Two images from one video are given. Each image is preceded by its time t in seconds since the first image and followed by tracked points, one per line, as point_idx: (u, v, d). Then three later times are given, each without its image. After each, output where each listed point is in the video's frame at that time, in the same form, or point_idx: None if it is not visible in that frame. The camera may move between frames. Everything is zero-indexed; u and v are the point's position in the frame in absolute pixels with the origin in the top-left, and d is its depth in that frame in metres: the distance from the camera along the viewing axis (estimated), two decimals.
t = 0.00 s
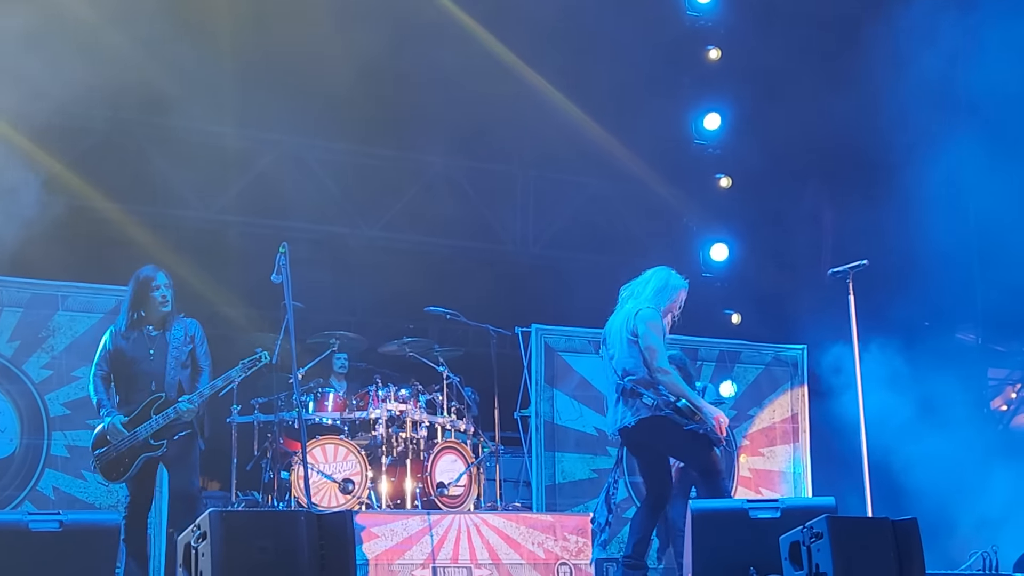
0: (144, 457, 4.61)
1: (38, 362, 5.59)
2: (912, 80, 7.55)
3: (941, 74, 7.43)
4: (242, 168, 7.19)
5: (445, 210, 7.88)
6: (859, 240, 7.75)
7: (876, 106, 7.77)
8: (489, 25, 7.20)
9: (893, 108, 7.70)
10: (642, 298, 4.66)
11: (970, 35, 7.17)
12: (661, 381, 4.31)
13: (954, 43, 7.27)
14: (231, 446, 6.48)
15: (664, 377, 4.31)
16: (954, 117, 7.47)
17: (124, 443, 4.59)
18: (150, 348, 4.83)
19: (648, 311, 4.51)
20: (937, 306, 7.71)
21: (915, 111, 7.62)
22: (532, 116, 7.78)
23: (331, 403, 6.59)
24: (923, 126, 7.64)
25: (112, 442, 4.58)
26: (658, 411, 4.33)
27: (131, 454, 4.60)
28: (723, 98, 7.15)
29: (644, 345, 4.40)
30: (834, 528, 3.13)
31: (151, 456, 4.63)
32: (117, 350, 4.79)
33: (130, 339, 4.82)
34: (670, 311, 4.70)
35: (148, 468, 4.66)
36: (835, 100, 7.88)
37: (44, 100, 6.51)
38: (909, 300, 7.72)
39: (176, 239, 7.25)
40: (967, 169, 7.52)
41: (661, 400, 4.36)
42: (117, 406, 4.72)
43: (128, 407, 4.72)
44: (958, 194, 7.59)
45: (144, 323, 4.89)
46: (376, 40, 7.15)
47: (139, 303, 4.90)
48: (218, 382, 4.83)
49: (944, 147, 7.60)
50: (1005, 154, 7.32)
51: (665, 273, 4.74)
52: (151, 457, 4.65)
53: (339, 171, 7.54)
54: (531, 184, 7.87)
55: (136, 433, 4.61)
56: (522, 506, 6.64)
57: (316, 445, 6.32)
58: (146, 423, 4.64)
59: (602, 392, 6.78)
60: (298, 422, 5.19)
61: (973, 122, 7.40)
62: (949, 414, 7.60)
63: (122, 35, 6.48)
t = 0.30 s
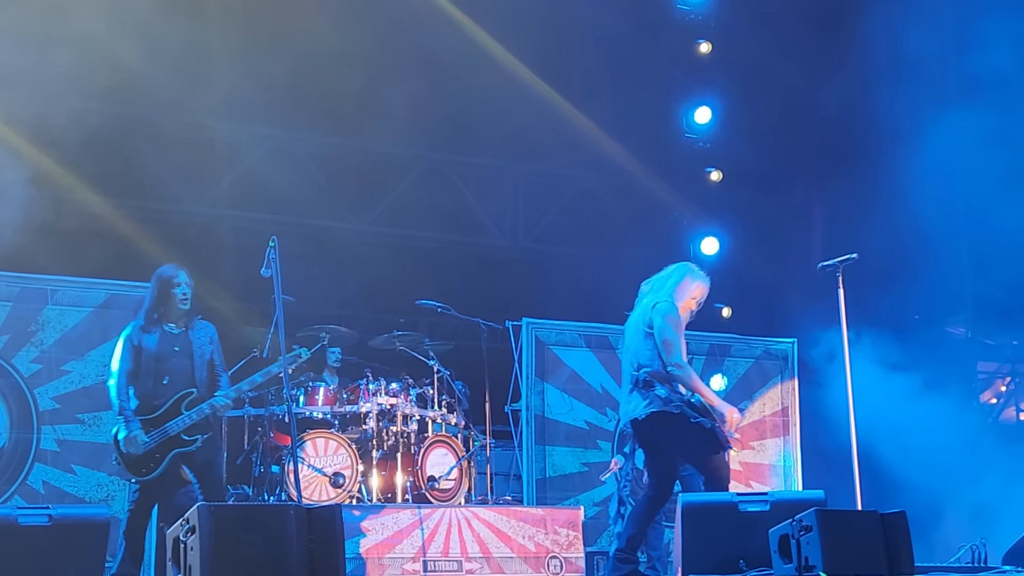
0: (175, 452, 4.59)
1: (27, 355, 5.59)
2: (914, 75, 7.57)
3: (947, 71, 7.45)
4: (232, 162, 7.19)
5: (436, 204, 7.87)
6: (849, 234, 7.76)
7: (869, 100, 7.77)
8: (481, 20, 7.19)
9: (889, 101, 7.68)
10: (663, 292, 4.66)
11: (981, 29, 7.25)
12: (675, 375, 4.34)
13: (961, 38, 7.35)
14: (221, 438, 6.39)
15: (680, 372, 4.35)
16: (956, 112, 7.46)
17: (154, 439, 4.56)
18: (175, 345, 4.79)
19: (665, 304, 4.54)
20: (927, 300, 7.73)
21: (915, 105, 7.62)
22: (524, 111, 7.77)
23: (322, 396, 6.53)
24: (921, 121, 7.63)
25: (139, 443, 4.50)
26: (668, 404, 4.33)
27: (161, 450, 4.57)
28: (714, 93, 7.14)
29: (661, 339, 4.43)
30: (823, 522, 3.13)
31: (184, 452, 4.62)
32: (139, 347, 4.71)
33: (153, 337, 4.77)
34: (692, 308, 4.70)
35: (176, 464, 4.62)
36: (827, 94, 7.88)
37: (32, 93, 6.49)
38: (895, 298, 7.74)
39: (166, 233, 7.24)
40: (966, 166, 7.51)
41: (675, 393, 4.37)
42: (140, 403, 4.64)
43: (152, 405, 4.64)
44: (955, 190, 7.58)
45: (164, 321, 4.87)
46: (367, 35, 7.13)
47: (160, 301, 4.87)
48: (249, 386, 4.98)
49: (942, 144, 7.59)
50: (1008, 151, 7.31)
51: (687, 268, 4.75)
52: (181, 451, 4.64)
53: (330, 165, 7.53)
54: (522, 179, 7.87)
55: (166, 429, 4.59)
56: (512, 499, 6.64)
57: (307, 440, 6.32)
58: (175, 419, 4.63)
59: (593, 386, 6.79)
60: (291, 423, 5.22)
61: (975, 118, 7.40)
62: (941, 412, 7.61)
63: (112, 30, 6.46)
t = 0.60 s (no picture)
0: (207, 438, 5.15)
1: (11, 351, 5.59)
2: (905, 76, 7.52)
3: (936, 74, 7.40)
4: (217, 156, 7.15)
5: (421, 200, 7.84)
6: (834, 228, 7.76)
7: (857, 97, 7.77)
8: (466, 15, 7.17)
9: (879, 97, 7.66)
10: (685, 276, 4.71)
11: (968, 31, 7.19)
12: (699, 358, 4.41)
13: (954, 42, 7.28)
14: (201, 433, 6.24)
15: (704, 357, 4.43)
16: (944, 113, 7.45)
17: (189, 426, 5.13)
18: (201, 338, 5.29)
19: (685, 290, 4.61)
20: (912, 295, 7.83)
21: (902, 104, 7.59)
22: (510, 106, 7.74)
23: (307, 391, 6.47)
24: (906, 119, 7.59)
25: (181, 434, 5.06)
26: (701, 389, 4.41)
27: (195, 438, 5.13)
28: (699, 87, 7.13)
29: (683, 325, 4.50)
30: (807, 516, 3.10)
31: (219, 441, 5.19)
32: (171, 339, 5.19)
33: (182, 330, 5.25)
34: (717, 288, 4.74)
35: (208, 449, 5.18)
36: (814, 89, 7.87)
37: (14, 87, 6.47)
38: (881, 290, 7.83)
39: (150, 228, 7.22)
40: (953, 162, 7.56)
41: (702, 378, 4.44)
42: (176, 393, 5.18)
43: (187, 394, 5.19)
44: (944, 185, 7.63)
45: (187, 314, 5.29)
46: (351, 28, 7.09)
47: (183, 297, 5.28)
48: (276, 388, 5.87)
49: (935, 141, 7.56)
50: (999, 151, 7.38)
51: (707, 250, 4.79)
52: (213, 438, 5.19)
53: (313, 159, 7.49)
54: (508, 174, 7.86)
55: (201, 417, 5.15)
56: (497, 494, 6.64)
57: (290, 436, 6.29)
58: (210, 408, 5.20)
59: (579, 381, 6.77)
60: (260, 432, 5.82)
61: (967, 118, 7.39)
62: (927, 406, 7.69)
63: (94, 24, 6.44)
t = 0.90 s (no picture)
0: (213, 431, 5.16)
1: None
2: (886, 80, 7.48)
3: (917, 79, 7.39)
4: (201, 151, 7.12)
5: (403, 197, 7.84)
6: (817, 224, 7.82)
7: (840, 94, 7.78)
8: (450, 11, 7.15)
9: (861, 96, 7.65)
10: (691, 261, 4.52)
11: (945, 43, 7.23)
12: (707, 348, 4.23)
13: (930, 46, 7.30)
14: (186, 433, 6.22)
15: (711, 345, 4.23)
16: (925, 117, 7.48)
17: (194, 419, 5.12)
18: (201, 332, 5.28)
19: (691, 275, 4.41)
20: (896, 292, 7.97)
21: (883, 106, 7.58)
22: (494, 103, 7.74)
23: (289, 389, 6.50)
24: (885, 123, 7.63)
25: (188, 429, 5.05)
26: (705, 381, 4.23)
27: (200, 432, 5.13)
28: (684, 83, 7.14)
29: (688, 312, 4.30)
30: (788, 511, 3.02)
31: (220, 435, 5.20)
32: (172, 334, 5.16)
33: (184, 326, 5.21)
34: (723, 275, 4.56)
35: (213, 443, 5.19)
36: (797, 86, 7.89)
37: None
38: (865, 291, 7.94)
39: (132, 222, 7.18)
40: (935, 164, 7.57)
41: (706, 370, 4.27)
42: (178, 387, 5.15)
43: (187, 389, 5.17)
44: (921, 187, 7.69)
45: (187, 309, 5.25)
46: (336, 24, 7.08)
47: (185, 290, 5.22)
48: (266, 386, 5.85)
49: (914, 143, 7.60)
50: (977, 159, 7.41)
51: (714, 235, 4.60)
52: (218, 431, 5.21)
53: (296, 154, 7.47)
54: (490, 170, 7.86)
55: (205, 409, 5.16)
56: (480, 490, 6.64)
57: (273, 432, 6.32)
58: (214, 400, 5.22)
59: (561, 377, 6.78)
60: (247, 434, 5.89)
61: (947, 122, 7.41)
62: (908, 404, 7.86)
63: (76, 17, 6.41)
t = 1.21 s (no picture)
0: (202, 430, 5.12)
1: None
2: (870, 81, 7.56)
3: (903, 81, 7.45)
4: (182, 146, 7.09)
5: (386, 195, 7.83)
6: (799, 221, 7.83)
7: (823, 93, 7.81)
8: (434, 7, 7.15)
9: (844, 98, 7.71)
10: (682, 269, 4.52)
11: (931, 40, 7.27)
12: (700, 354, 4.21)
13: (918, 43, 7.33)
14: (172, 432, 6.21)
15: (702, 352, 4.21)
16: (911, 114, 7.51)
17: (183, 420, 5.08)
18: (189, 326, 5.22)
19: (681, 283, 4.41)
20: (880, 290, 8.01)
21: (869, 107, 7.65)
22: (478, 102, 7.73)
23: (270, 386, 6.43)
24: (871, 120, 7.67)
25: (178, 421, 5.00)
26: (700, 386, 4.21)
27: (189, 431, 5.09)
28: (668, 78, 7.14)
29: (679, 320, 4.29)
30: (768, 507, 3.01)
31: (210, 430, 5.16)
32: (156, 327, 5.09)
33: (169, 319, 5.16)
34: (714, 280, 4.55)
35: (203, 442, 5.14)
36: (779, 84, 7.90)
37: None
38: (848, 287, 8.00)
39: (113, 219, 7.14)
40: (919, 163, 7.58)
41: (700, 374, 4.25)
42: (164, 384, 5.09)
43: (175, 387, 5.13)
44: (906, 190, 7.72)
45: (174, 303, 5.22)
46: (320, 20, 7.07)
47: (170, 282, 5.24)
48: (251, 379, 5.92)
49: (898, 145, 7.64)
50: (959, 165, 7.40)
51: (703, 240, 4.60)
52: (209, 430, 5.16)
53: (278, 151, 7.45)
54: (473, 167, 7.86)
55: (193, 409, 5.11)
56: (462, 488, 6.64)
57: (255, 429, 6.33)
58: (200, 399, 5.17)
59: (544, 374, 6.78)
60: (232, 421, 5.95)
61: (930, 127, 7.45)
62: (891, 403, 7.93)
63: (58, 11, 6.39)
